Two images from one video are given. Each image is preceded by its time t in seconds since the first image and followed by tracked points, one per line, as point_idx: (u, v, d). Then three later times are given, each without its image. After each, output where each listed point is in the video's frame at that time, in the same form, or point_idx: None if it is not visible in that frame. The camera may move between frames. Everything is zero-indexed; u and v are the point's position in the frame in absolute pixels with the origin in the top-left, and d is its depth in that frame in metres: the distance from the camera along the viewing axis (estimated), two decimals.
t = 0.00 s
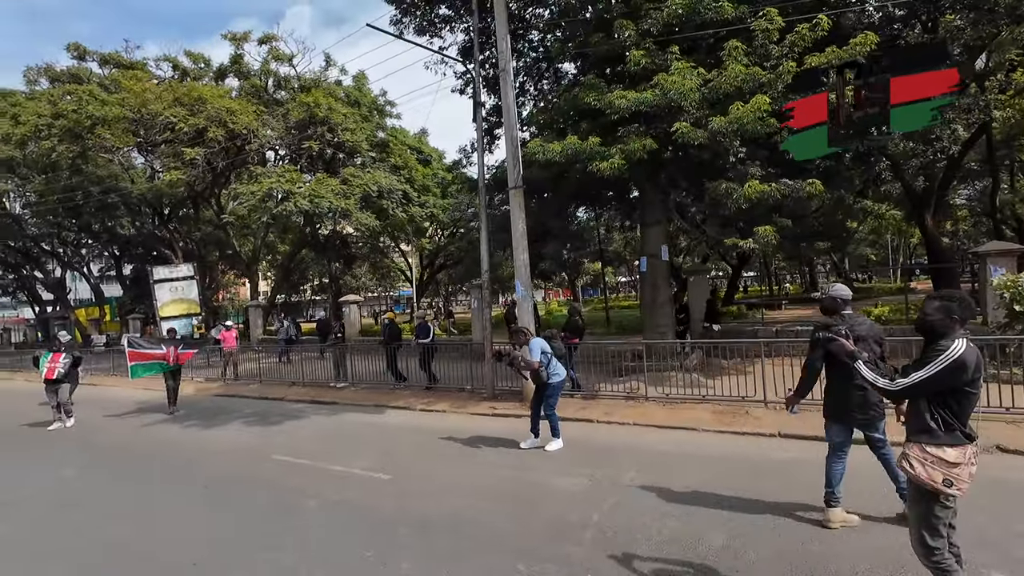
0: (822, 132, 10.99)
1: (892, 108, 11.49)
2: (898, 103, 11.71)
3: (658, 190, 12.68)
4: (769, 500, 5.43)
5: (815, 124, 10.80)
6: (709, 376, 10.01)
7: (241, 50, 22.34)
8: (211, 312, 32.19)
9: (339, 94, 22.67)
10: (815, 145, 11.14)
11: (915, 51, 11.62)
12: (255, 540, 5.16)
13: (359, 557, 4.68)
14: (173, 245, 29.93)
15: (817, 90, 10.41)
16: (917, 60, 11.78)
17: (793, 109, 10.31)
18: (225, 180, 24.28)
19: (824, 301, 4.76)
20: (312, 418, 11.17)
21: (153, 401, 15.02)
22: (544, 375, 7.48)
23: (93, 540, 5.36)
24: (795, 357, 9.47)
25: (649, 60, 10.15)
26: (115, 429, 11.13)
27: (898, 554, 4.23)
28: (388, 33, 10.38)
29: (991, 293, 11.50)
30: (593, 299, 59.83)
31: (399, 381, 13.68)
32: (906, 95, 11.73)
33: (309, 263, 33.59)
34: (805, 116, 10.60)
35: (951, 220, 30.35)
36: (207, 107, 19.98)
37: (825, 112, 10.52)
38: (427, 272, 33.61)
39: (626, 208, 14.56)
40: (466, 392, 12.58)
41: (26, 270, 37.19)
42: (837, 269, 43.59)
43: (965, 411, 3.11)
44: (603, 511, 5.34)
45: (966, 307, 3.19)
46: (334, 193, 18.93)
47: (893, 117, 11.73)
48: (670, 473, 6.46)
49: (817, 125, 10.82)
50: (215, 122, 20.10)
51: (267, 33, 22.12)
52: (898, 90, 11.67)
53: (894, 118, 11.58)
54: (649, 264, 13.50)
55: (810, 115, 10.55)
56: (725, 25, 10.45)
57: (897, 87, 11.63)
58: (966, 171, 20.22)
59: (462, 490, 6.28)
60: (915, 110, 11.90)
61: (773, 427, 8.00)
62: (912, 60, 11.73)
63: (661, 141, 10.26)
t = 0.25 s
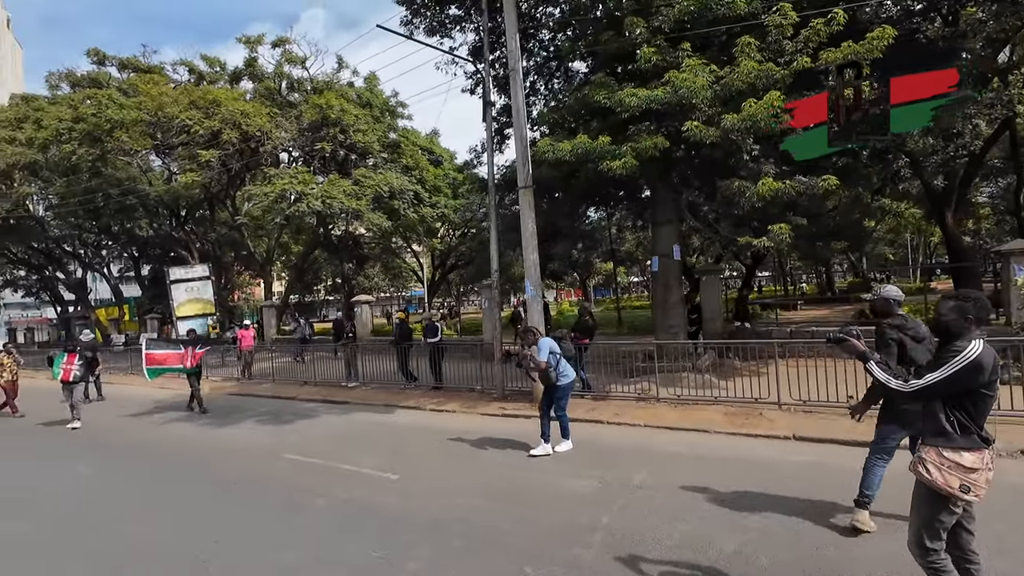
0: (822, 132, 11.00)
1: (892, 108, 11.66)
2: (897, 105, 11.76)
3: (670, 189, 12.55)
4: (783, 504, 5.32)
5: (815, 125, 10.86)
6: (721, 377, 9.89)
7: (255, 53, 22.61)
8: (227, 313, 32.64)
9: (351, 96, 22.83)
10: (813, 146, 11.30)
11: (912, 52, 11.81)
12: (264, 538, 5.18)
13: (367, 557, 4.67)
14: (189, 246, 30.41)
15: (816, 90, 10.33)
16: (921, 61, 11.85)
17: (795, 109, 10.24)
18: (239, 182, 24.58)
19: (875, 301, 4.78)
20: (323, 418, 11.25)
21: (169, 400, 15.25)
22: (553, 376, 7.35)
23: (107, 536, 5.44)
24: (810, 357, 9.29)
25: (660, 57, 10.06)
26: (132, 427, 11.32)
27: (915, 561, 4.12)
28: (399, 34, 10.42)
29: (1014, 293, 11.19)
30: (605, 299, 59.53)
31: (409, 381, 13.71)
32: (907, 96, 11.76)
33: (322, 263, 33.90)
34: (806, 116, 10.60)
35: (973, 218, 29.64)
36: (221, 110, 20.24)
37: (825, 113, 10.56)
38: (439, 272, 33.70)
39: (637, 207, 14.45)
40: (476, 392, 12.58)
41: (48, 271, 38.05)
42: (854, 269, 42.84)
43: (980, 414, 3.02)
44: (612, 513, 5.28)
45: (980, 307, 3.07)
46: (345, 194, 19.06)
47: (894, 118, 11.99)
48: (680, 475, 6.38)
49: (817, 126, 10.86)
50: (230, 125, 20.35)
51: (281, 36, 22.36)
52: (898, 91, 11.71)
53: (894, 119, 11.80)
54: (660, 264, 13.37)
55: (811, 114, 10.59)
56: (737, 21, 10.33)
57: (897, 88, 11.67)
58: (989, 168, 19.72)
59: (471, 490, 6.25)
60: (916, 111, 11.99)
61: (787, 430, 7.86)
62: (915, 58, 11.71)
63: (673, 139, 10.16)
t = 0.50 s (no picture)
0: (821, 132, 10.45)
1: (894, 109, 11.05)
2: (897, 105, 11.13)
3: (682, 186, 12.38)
4: (797, 508, 5.19)
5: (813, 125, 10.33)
6: (736, 377, 9.71)
7: (269, 56, 22.85)
8: (243, 312, 33.14)
9: (363, 97, 22.97)
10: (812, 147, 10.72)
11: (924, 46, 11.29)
12: (274, 538, 5.21)
13: (373, 558, 4.67)
14: (207, 247, 30.91)
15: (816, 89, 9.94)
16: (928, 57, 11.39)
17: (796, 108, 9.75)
18: (255, 184, 24.89)
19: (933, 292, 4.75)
20: (336, 417, 11.32)
21: (186, 399, 15.53)
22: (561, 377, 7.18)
23: (121, 534, 5.52)
24: (827, 357, 9.07)
25: (671, 53, 9.92)
26: (150, 426, 11.53)
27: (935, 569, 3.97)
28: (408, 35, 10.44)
29: None
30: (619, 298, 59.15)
31: (421, 381, 13.75)
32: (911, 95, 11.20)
33: (336, 264, 34.21)
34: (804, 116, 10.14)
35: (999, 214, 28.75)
36: (236, 113, 20.48)
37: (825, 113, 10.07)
38: (451, 272, 33.76)
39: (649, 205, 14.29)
40: (487, 392, 12.56)
41: (73, 273, 39.02)
42: (875, 267, 41.89)
43: (997, 420, 2.92)
44: (622, 517, 5.20)
45: (997, 307, 2.94)
46: (358, 194, 19.17)
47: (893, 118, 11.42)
48: (692, 477, 6.28)
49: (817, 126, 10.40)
50: (244, 127, 20.59)
51: (294, 39, 22.58)
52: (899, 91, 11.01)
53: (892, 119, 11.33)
54: (673, 262, 13.20)
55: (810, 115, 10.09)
56: (750, 15, 10.15)
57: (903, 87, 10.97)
58: (1016, 162, 19.09)
59: (479, 491, 6.22)
60: (916, 110, 11.49)
61: (803, 431, 7.69)
62: (922, 58, 11.25)
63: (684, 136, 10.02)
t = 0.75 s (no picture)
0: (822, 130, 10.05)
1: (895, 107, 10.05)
2: (898, 105, 10.12)
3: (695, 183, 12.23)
4: (809, 511, 5.08)
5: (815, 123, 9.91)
6: (749, 377, 9.56)
7: (284, 59, 23.12)
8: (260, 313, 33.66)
9: (376, 98, 23.14)
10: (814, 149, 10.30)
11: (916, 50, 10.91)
12: (283, 536, 5.27)
13: (380, 558, 4.69)
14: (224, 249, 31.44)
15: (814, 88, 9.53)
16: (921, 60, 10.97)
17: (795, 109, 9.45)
18: (270, 186, 25.22)
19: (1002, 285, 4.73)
20: (348, 417, 11.43)
21: (204, 398, 15.83)
22: (564, 379, 7.06)
23: (136, 532, 5.63)
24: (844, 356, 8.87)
25: (682, 49, 9.81)
26: (168, 425, 11.77)
27: None
28: (418, 36, 10.48)
29: None
30: (633, 297, 58.79)
31: (432, 381, 13.81)
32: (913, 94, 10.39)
33: (351, 264, 34.53)
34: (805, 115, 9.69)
35: None
36: (251, 116, 20.75)
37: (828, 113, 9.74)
38: (465, 272, 33.85)
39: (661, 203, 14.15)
40: (498, 391, 12.57)
41: (97, 274, 40.02)
42: (896, 264, 40.93)
43: (1005, 422, 2.82)
44: (629, 519, 5.14)
45: (1004, 306, 2.88)
46: (370, 195, 19.30)
47: (892, 118, 10.51)
48: (702, 479, 6.19)
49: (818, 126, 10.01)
50: (259, 130, 20.81)
51: (308, 43, 22.82)
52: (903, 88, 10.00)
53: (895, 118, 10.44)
54: (685, 261, 13.05)
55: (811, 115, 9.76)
56: (762, 8, 10.00)
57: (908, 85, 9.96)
58: None
59: (487, 492, 6.22)
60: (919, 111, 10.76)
61: (818, 433, 7.53)
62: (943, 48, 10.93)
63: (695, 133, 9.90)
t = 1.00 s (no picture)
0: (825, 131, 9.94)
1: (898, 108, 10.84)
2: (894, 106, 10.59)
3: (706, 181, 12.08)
4: (821, 514, 4.97)
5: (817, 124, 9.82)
6: (761, 378, 9.41)
7: (297, 63, 23.41)
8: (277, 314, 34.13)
9: (388, 100, 23.32)
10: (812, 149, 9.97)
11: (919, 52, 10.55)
12: (291, 533, 5.33)
13: (385, 556, 4.72)
14: (242, 251, 31.97)
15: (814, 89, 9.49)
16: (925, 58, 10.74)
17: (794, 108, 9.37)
18: (285, 188, 25.55)
19: None
20: (359, 416, 11.52)
21: (221, 397, 16.11)
22: (568, 378, 6.90)
23: (148, 529, 5.74)
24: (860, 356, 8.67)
25: (690, 45, 9.72)
26: (185, 424, 12.00)
27: None
28: (427, 37, 10.52)
29: None
30: (647, 297, 58.33)
31: (443, 380, 13.86)
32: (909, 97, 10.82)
33: (365, 266, 34.84)
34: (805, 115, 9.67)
35: None
36: (265, 120, 21.03)
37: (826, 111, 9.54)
38: (478, 272, 33.93)
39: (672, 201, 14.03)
40: (508, 391, 12.57)
41: (120, 277, 41.00)
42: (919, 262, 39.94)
43: (1010, 421, 2.74)
44: (635, 520, 5.08)
45: (1006, 302, 2.83)
46: (383, 197, 19.42)
47: (893, 118, 11.05)
48: (711, 479, 6.10)
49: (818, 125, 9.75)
50: (274, 134, 21.02)
51: (321, 46, 23.08)
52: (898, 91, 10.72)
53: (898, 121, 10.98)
54: (697, 260, 12.92)
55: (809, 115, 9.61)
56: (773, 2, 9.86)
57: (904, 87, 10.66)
58: None
59: (493, 491, 6.21)
60: (916, 111, 11.11)
61: (832, 433, 7.38)
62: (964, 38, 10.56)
63: (705, 130, 9.80)
